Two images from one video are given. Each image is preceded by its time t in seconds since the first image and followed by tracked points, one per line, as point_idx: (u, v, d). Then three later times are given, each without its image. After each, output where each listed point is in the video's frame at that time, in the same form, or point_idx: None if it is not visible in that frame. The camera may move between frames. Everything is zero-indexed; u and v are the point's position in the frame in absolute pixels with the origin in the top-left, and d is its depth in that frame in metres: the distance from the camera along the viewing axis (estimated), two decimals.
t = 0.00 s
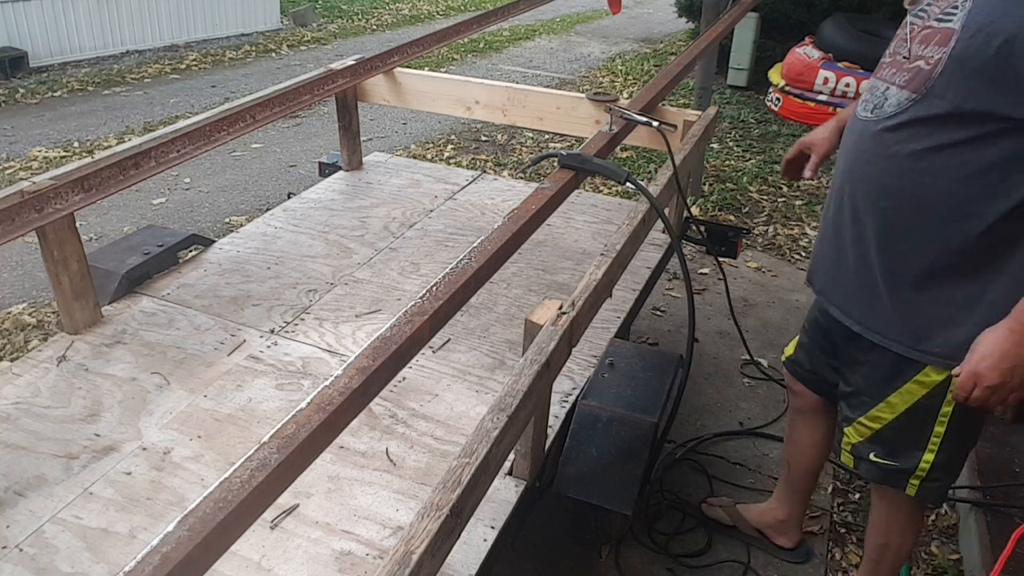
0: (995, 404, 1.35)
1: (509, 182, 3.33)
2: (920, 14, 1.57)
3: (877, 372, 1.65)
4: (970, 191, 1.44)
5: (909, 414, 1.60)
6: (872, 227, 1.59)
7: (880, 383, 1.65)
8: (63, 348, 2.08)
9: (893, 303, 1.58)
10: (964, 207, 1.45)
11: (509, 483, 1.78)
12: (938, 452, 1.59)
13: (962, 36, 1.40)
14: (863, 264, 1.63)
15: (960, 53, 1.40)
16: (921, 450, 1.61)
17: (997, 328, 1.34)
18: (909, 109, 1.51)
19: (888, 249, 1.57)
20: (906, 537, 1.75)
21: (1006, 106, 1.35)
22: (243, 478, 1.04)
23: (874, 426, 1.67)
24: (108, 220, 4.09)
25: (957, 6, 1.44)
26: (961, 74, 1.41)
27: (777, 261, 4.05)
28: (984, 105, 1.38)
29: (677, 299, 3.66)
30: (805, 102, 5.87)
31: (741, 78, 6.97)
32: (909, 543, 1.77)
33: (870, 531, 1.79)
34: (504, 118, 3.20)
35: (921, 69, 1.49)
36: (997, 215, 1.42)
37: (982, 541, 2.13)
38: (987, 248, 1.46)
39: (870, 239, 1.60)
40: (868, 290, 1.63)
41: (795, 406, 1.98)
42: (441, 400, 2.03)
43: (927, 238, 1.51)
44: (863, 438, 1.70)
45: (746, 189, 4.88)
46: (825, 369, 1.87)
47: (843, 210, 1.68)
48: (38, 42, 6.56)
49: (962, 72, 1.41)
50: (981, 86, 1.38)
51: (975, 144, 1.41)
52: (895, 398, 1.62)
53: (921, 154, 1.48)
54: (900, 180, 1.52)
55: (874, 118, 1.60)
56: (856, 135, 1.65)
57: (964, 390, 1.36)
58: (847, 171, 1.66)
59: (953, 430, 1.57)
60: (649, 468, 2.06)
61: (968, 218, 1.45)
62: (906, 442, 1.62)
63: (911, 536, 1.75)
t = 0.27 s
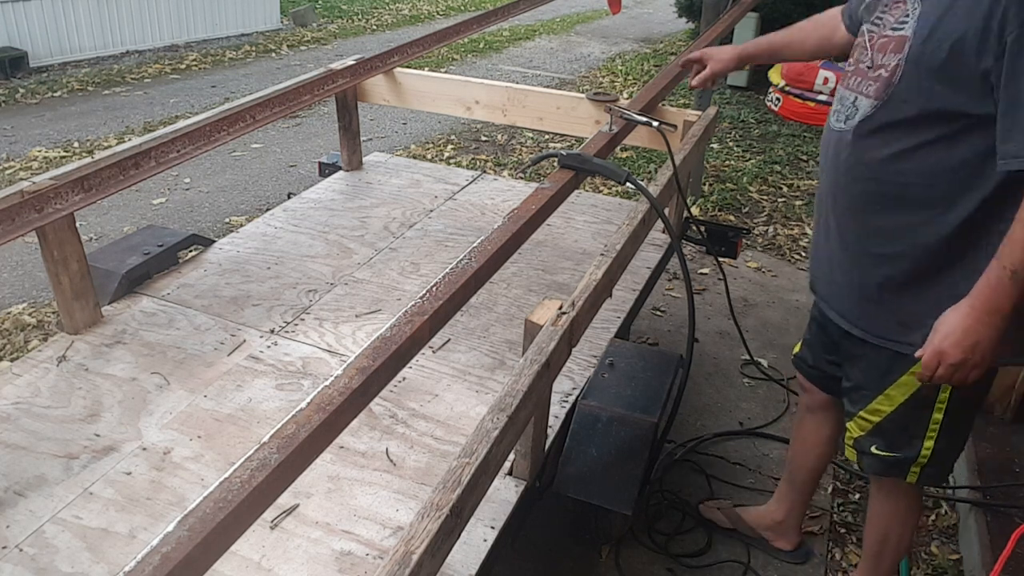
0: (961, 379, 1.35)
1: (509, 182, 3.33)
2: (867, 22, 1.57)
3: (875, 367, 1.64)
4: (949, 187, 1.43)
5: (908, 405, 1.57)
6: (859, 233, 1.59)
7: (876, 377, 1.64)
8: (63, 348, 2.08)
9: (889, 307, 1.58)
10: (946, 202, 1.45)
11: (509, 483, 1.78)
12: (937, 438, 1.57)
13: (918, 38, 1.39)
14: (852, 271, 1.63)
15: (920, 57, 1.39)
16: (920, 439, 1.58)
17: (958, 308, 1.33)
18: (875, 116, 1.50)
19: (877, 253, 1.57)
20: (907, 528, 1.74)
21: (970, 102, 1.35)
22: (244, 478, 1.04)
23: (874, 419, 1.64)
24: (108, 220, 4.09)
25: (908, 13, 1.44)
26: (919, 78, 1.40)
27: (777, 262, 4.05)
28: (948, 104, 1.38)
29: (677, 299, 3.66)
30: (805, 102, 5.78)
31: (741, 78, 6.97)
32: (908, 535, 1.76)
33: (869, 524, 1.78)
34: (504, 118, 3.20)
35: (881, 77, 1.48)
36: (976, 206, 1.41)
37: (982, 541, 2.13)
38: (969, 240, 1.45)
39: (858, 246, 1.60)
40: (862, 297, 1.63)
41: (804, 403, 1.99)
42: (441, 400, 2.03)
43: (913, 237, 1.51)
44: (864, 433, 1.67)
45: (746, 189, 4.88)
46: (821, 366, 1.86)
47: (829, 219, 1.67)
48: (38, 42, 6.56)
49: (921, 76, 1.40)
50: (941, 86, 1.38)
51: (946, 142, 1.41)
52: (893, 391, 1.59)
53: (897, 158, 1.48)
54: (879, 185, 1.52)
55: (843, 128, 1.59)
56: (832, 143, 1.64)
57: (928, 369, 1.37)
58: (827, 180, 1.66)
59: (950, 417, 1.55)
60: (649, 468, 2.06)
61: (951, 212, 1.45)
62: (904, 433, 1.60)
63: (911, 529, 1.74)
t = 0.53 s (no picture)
0: (918, 338, 1.41)
1: (509, 182, 3.33)
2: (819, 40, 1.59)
3: (876, 358, 1.64)
4: (928, 187, 1.42)
5: (919, 389, 1.59)
6: (847, 245, 1.58)
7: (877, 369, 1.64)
8: (63, 348, 2.08)
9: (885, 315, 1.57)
10: (927, 202, 1.44)
11: (509, 483, 1.78)
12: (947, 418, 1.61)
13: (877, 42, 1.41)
14: (845, 285, 1.62)
15: (880, 64, 1.40)
16: (933, 419, 1.61)
17: (917, 274, 1.38)
18: (847, 128, 1.50)
19: (868, 263, 1.56)
20: (905, 517, 1.73)
21: (935, 101, 1.35)
22: (243, 478, 1.04)
23: (887, 408, 1.65)
24: (108, 220, 4.09)
25: (858, 28, 1.46)
26: (881, 85, 1.41)
27: (778, 262, 4.05)
28: (913, 107, 1.38)
29: (677, 299, 3.66)
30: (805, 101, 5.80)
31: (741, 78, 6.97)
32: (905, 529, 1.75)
33: (869, 514, 1.77)
34: (504, 118, 3.20)
35: (844, 91, 1.49)
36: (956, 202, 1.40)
37: (982, 541, 2.14)
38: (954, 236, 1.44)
39: (848, 259, 1.59)
40: (859, 308, 1.61)
41: (803, 402, 1.99)
42: (442, 400, 2.03)
43: (900, 241, 1.50)
44: (875, 424, 1.67)
45: (746, 189, 4.88)
46: (823, 362, 1.86)
47: (815, 237, 1.66)
48: (38, 42, 6.56)
49: (883, 83, 1.40)
50: (902, 91, 1.38)
51: (920, 144, 1.40)
52: (903, 377, 1.60)
53: (875, 166, 1.47)
54: (861, 194, 1.51)
55: (817, 144, 1.59)
56: (808, 163, 1.64)
57: (891, 329, 1.43)
58: (809, 197, 1.65)
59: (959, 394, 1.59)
60: (649, 468, 2.06)
61: (933, 211, 1.44)
62: (917, 417, 1.62)
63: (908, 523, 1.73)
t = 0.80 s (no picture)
0: (928, 323, 1.43)
1: (509, 182, 3.33)
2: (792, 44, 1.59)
3: (870, 348, 1.63)
4: (916, 178, 1.43)
5: (913, 376, 1.59)
6: (838, 244, 1.58)
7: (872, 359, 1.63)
8: (63, 348, 2.08)
9: (882, 311, 1.57)
10: (915, 193, 1.44)
11: (509, 483, 1.78)
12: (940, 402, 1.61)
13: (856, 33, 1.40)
14: (840, 281, 1.61)
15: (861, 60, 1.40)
16: (925, 405, 1.62)
17: (921, 259, 1.40)
18: (829, 128, 1.50)
19: (861, 259, 1.56)
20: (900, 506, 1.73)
21: (916, 93, 1.35)
22: (243, 478, 1.04)
23: (881, 397, 1.64)
24: (107, 220, 4.09)
25: (832, 28, 1.47)
26: (864, 81, 1.41)
27: (778, 262, 4.05)
28: (894, 101, 1.38)
29: (677, 299, 3.66)
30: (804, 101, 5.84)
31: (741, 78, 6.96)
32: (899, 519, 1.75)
33: (863, 504, 1.76)
34: (504, 118, 3.20)
35: (826, 91, 1.49)
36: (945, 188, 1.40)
37: (982, 541, 2.14)
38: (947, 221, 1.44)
39: (839, 258, 1.58)
40: (855, 306, 1.61)
41: (796, 399, 1.99)
42: (441, 400, 2.03)
43: (892, 234, 1.50)
44: (870, 413, 1.67)
45: (746, 189, 4.88)
46: (819, 357, 1.85)
47: (803, 240, 1.66)
48: (38, 42, 6.56)
49: (865, 79, 1.40)
50: (883, 85, 1.38)
51: (904, 136, 1.41)
52: (897, 365, 1.60)
53: (863, 162, 1.47)
54: (848, 192, 1.51)
55: (800, 146, 1.59)
56: (792, 165, 1.64)
57: (898, 314, 1.45)
58: (794, 200, 1.64)
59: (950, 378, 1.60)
60: (649, 468, 2.06)
61: (922, 201, 1.44)
62: (911, 403, 1.62)
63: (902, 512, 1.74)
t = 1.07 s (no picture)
0: (931, 315, 1.44)
1: (509, 182, 3.33)
2: (780, 38, 1.59)
3: (861, 342, 1.63)
4: (906, 169, 1.43)
5: (905, 367, 1.59)
6: (828, 236, 1.58)
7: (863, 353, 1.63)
8: (63, 348, 2.08)
9: (873, 303, 1.57)
10: (906, 183, 1.44)
11: (509, 483, 1.78)
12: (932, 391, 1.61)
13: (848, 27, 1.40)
14: (829, 273, 1.61)
15: (853, 53, 1.40)
16: (917, 396, 1.61)
17: (920, 252, 1.42)
18: (818, 121, 1.50)
19: (851, 251, 1.56)
20: (895, 501, 1.73)
21: (907, 84, 1.35)
22: (243, 478, 1.04)
23: (874, 390, 1.64)
24: (108, 220, 4.09)
25: (820, 21, 1.46)
26: (855, 72, 1.41)
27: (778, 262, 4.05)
28: (885, 93, 1.38)
29: (677, 299, 3.66)
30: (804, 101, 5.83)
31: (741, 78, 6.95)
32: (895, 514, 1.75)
33: (858, 500, 1.76)
34: (504, 118, 3.20)
35: (816, 84, 1.48)
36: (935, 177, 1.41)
37: (982, 541, 2.14)
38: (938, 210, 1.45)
39: (830, 250, 1.58)
40: (845, 298, 1.61)
41: (793, 398, 1.98)
42: (441, 400, 2.03)
43: (883, 224, 1.50)
44: (863, 406, 1.66)
45: (746, 189, 4.88)
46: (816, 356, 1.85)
47: (793, 233, 1.65)
48: (38, 42, 6.56)
49: (857, 70, 1.40)
50: (875, 77, 1.38)
51: (894, 127, 1.41)
52: (889, 357, 1.59)
53: (853, 154, 1.47)
54: (838, 184, 1.51)
55: (788, 139, 1.58)
56: (778, 158, 1.63)
57: (901, 309, 1.47)
58: (783, 193, 1.64)
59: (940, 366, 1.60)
60: (649, 468, 2.06)
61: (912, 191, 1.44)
62: (904, 394, 1.62)
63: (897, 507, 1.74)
